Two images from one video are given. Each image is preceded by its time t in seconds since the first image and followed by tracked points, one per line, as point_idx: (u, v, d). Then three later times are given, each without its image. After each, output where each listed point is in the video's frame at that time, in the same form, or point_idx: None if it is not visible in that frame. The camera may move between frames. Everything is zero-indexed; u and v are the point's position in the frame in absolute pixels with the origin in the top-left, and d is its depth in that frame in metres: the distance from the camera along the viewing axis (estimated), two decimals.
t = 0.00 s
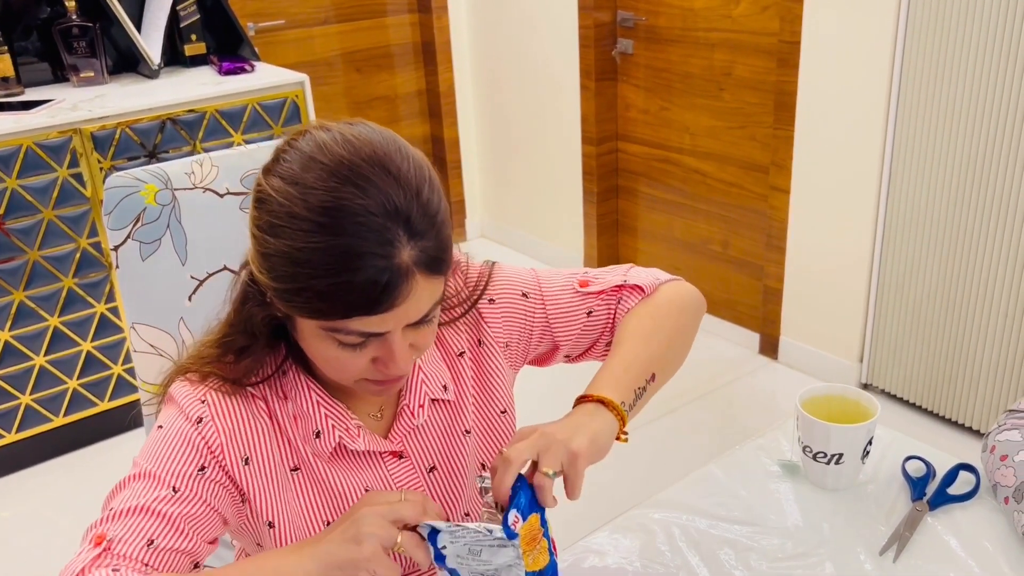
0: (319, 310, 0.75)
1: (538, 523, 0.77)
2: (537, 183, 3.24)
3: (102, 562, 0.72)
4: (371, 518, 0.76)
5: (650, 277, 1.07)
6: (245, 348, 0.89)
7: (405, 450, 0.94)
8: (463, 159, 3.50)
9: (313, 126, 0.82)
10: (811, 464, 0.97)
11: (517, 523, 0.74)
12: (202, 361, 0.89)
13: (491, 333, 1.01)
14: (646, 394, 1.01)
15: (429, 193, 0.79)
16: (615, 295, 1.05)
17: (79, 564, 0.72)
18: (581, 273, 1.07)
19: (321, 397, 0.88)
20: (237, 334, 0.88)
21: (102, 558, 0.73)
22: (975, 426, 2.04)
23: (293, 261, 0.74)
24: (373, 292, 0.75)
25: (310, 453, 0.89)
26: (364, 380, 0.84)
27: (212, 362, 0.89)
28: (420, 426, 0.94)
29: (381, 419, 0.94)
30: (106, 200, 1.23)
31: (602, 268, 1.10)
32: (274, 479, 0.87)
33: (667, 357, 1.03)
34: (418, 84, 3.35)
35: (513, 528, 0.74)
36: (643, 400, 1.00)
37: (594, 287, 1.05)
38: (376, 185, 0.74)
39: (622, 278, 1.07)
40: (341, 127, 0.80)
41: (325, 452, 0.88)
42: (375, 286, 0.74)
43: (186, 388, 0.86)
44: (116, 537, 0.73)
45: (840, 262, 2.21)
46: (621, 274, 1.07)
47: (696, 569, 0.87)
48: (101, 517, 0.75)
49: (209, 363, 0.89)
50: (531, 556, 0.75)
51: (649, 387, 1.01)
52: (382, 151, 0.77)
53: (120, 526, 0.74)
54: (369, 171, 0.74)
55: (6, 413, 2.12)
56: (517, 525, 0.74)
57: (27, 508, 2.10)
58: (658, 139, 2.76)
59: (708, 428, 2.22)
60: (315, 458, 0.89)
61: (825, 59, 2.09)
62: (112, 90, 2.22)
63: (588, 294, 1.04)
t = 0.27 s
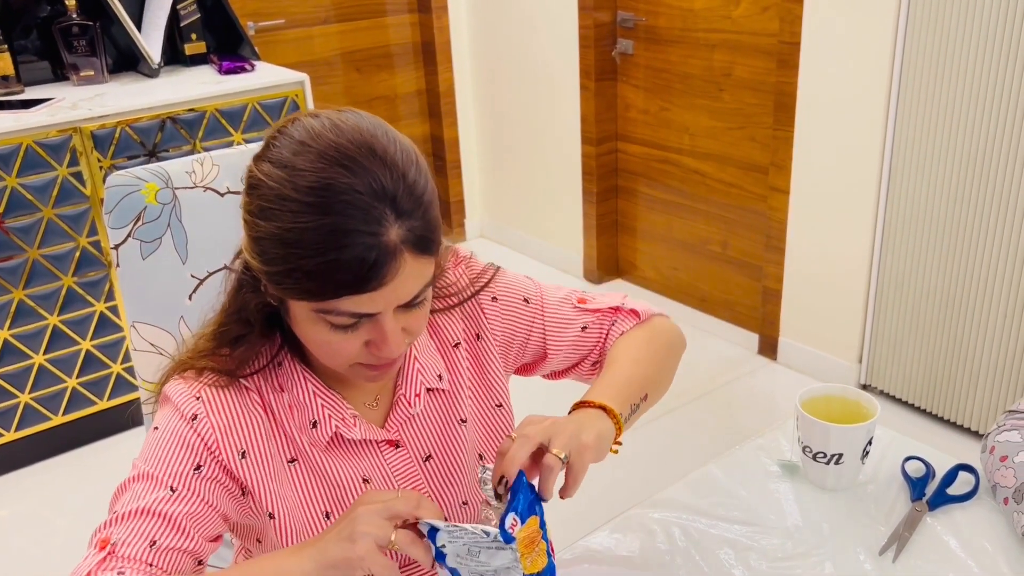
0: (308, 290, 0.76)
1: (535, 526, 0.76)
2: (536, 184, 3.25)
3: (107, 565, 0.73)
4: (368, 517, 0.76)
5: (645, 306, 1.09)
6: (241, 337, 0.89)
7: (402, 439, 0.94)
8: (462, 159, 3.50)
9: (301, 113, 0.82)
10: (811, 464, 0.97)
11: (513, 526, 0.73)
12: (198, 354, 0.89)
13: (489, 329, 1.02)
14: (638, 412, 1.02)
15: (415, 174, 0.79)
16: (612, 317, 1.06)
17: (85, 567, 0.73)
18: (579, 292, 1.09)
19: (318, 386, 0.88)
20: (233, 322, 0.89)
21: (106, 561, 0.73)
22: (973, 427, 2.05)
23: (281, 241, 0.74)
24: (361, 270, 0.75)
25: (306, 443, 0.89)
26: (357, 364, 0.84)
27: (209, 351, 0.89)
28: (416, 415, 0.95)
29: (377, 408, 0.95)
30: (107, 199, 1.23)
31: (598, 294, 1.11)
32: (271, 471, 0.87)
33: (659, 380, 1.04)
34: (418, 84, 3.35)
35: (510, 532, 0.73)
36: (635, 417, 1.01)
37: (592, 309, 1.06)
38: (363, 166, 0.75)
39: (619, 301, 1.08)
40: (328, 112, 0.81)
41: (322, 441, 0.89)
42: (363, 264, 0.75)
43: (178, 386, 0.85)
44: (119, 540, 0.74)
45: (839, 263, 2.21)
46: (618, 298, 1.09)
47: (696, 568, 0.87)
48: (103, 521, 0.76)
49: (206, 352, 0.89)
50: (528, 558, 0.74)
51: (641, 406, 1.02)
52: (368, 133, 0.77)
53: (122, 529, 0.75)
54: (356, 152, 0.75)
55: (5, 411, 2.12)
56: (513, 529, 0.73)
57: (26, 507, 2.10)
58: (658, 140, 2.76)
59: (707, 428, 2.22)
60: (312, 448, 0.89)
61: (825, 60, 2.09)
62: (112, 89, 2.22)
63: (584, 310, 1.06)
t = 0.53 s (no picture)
0: (297, 265, 0.76)
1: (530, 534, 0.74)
2: (537, 184, 3.25)
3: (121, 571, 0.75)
4: (365, 517, 0.76)
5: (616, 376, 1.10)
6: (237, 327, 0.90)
7: (397, 431, 0.93)
8: (464, 159, 3.50)
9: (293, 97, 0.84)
10: (810, 464, 0.97)
11: (508, 541, 0.71)
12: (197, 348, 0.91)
13: (490, 333, 1.03)
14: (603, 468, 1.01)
15: (403, 152, 0.80)
16: (589, 375, 1.06)
17: None
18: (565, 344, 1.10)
19: (313, 376, 0.88)
20: (229, 311, 0.91)
21: (120, 569, 0.75)
22: (973, 428, 2.05)
23: (270, 217, 0.75)
24: (348, 244, 0.75)
25: (301, 434, 0.88)
26: (348, 348, 0.83)
27: (207, 341, 0.91)
28: (411, 408, 0.94)
29: (372, 400, 0.94)
30: (108, 196, 1.23)
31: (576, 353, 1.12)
32: (266, 465, 0.86)
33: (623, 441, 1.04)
34: (419, 84, 3.35)
35: (505, 550, 0.71)
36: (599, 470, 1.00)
37: (575, 359, 1.06)
38: (350, 141, 0.76)
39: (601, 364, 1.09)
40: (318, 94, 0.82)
41: (317, 432, 0.88)
42: (349, 238, 0.75)
43: (177, 379, 0.87)
44: (130, 546, 0.76)
45: (840, 264, 2.21)
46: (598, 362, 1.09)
47: (694, 567, 0.87)
48: (114, 531, 0.78)
49: (205, 343, 0.91)
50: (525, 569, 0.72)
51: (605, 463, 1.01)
52: (356, 111, 0.78)
53: (132, 536, 0.76)
54: (343, 127, 0.76)
55: (6, 409, 2.12)
56: (507, 544, 0.71)
57: (27, 504, 2.10)
58: (659, 140, 2.77)
59: (707, 429, 2.22)
60: (306, 439, 0.88)
61: (826, 61, 2.09)
62: (114, 88, 2.22)
63: (570, 359, 1.06)
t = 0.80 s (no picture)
0: (287, 239, 0.78)
1: (532, 540, 0.74)
2: (541, 183, 3.24)
3: None
4: (367, 514, 0.77)
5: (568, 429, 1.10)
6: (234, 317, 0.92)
7: (394, 422, 0.93)
8: (468, 157, 3.49)
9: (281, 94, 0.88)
10: (813, 466, 0.97)
11: (503, 547, 0.71)
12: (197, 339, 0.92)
13: (490, 333, 1.02)
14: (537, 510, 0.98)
15: (388, 131, 0.82)
16: (552, 417, 1.04)
17: None
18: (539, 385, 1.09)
19: (310, 365, 0.88)
20: (227, 297, 0.93)
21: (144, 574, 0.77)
22: (977, 430, 2.04)
23: (259, 192, 0.78)
24: (335, 212, 0.77)
25: (298, 423, 0.88)
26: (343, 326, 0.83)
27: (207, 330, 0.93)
28: (409, 398, 0.94)
29: (368, 388, 0.93)
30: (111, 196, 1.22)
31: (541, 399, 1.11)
32: (265, 457, 0.86)
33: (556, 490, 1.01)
34: (424, 82, 3.35)
35: (499, 555, 0.71)
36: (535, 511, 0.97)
37: (547, 398, 1.06)
38: (333, 116, 0.78)
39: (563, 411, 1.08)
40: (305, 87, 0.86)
41: (313, 419, 0.87)
42: (336, 206, 0.76)
43: (177, 374, 0.87)
44: (150, 552, 0.77)
45: (844, 264, 2.21)
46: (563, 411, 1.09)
47: (696, 569, 0.87)
48: (134, 538, 0.80)
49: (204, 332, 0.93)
50: None
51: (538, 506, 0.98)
52: (340, 91, 0.81)
53: (150, 542, 0.78)
54: (326, 104, 0.79)
55: (10, 405, 2.12)
56: (502, 550, 0.71)
57: (30, 500, 2.11)
58: (664, 139, 2.76)
59: (710, 429, 2.22)
60: (304, 428, 0.88)
61: (831, 60, 2.08)
62: (119, 85, 2.22)
63: (544, 394, 1.06)
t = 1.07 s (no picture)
0: (273, 198, 0.79)
1: (515, 548, 0.72)
2: (548, 179, 3.24)
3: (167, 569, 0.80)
4: (377, 509, 0.76)
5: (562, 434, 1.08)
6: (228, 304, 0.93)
7: (386, 407, 0.92)
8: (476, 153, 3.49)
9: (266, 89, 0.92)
10: (818, 467, 0.97)
11: (485, 561, 0.70)
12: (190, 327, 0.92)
13: (479, 324, 1.01)
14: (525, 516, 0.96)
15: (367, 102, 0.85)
16: (542, 420, 1.03)
17: None
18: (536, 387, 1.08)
19: (301, 349, 0.88)
20: (221, 285, 0.94)
21: (166, 568, 0.80)
22: (984, 430, 2.03)
23: (244, 155, 0.80)
24: (318, 166, 0.78)
25: (289, 407, 0.87)
26: (334, 296, 0.83)
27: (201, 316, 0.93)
28: (399, 382, 0.93)
29: (361, 374, 0.92)
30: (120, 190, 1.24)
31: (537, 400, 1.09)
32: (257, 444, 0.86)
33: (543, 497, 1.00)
34: (432, 78, 3.35)
35: (480, 569, 0.69)
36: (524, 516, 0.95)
37: (541, 401, 1.05)
38: (312, 83, 0.82)
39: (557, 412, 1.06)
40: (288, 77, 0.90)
41: (304, 402, 0.87)
42: (319, 160, 0.78)
43: (175, 363, 0.88)
44: (168, 547, 0.80)
45: (852, 262, 2.20)
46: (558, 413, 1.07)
47: (700, 570, 0.87)
48: (152, 532, 0.82)
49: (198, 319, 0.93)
50: None
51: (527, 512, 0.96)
52: (319, 67, 0.85)
53: (167, 537, 0.81)
54: (306, 74, 0.83)
55: (18, 398, 2.13)
56: (485, 566, 0.70)
57: (39, 493, 2.12)
58: (672, 136, 2.75)
59: (716, 428, 2.21)
60: (295, 413, 0.87)
61: (841, 58, 2.07)
62: (127, 80, 2.23)
63: (535, 396, 1.04)
